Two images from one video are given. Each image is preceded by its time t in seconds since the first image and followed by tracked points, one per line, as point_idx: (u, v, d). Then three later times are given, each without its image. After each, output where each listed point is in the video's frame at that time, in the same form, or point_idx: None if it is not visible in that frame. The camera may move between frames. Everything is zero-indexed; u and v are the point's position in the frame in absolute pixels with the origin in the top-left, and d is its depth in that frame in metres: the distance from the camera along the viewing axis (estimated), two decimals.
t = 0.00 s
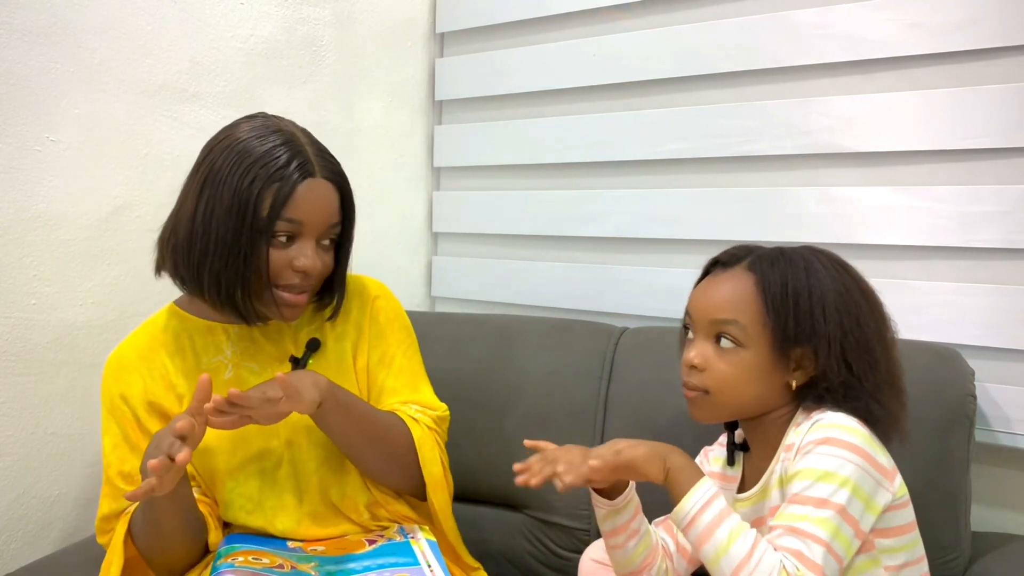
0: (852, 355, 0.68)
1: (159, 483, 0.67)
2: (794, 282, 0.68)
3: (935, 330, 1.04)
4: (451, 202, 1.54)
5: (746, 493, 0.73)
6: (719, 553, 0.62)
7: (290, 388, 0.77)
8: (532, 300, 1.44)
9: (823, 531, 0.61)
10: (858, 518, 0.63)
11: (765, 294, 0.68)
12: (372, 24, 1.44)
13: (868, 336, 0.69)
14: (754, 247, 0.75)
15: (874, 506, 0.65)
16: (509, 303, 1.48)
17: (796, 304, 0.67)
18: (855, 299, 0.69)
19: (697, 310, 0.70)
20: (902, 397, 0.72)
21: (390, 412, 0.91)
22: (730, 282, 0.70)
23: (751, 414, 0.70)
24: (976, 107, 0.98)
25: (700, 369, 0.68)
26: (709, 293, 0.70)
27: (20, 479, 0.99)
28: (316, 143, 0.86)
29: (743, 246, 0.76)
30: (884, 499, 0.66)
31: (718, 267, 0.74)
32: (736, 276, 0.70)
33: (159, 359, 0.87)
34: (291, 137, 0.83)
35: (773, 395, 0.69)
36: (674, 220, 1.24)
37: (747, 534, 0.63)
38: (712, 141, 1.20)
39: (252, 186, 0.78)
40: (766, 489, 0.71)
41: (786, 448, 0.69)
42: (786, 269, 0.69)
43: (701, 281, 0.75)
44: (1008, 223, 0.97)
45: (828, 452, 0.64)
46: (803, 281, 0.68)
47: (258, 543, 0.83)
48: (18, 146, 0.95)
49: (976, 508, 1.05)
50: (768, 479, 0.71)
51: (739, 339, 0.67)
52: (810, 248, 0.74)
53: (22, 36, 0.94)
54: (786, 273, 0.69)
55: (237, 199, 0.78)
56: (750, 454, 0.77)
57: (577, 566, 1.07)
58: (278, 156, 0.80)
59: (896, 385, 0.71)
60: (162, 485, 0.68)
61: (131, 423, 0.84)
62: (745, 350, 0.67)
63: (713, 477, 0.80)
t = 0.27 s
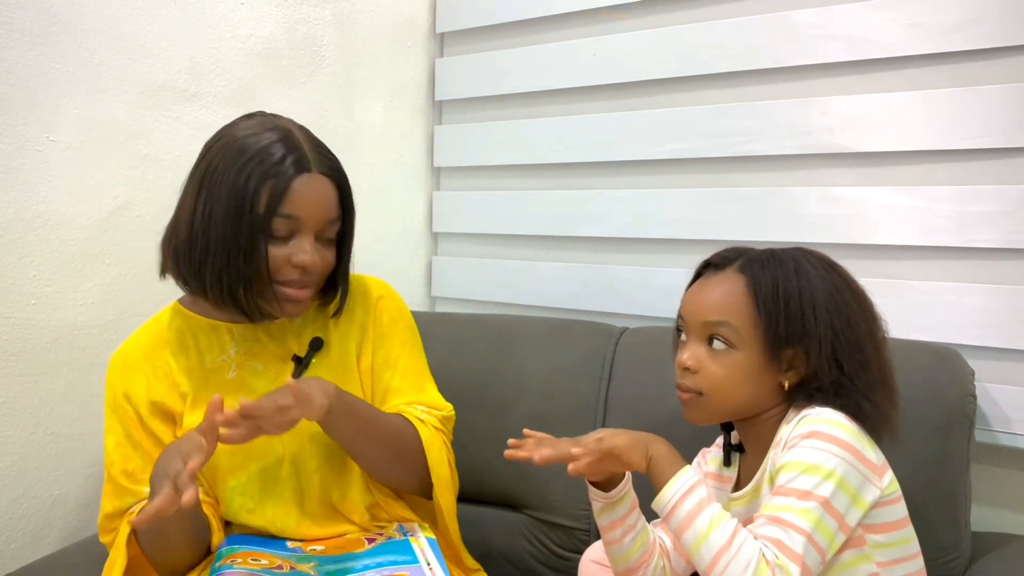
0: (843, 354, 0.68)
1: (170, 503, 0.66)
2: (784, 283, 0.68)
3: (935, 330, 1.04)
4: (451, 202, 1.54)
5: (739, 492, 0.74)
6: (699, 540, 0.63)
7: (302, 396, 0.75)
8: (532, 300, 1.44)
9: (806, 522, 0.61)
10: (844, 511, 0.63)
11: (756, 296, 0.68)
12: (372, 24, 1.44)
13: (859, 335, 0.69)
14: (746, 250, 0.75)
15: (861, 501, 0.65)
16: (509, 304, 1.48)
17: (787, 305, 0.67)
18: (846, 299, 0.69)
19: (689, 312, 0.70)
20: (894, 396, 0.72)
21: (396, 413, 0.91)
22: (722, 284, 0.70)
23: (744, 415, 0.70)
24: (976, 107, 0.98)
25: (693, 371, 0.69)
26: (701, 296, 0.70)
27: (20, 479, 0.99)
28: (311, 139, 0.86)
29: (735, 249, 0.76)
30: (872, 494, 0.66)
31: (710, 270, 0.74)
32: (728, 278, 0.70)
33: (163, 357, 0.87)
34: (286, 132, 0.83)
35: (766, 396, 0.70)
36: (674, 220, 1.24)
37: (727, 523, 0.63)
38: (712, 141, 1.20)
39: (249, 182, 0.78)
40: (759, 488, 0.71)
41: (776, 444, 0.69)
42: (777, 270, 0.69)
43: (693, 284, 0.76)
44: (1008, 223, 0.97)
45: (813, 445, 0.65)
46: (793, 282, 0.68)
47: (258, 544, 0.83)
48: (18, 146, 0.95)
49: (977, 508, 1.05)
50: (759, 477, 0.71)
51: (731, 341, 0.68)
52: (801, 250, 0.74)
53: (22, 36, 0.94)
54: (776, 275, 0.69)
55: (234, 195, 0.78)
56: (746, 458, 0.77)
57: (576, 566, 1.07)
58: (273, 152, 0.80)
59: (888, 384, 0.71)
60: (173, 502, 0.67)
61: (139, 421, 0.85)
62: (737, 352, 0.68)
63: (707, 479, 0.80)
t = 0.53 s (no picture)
0: (839, 354, 0.68)
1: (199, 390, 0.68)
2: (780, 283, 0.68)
3: (935, 330, 1.04)
4: (451, 202, 1.54)
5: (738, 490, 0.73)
6: (690, 536, 0.63)
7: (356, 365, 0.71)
8: (532, 300, 1.44)
9: (799, 517, 0.62)
10: (837, 507, 0.64)
11: (752, 296, 0.68)
12: (372, 24, 1.44)
13: (855, 336, 0.69)
14: (739, 250, 0.75)
15: (854, 499, 0.65)
16: (509, 303, 1.48)
17: (782, 304, 0.67)
18: (841, 299, 0.69)
19: (685, 313, 0.70)
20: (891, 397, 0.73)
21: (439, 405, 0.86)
22: (718, 285, 0.70)
23: (741, 416, 0.70)
24: (976, 107, 0.98)
25: (690, 372, 0.68)
26: (697, 296, 0.70)
27: (20, 479, 0.99)
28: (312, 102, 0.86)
29: (729, 250, 0.76)
30: (866, 491, 0.66)
31: (704, 270, 0.74)
32: (723, 278, 0.70)
33: (208, 321, 0.89)
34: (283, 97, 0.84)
35: (762, 396, 0.69)
36: (674, 220, 1.24)
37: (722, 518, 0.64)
38: (712, 141, 1.20)
39: (235, 145, 0.81)
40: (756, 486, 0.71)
41: (771, 440, 0.70)
42: (771, 270, 0.69)
43: (688, 284, 0.75)
44: (1007, 223, 0.97)
45: (807, 441, 0.65)
46: (789, 283, 0.69)
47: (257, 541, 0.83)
48: (18, 146, 0.95)
49: (976, 508, 1.05)
50: (755, 476, 0.72)
51: (728, 340, 0.68)
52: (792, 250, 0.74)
53: (22, 36, 0.95)
54: (772, 275, 0.69)
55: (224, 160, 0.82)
56: (744, 458, 0.77)
57: (576, 566, 1.07)
58: (260, 115, 0.82)
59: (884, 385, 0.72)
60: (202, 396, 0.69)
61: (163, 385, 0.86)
62: (734, 352, 0.67)
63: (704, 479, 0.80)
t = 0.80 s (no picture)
0: (856, 363, 0.69)
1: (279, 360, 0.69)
2: (806, 286, 0.68)
3: (935, 330, 1.04)
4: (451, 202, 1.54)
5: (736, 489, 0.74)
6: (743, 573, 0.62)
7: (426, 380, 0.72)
8: (532, 300, 1.44)
9: (832, 541, 0.62)
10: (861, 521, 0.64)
11: (774, 295, 0.68)
12: (373, 24, 1.44)
13: (872, 345, 0.70)
14: (766, 245, 0.75)
15: (873, 507, 0.65)
16: (510, 303, 1.48)
17: (806, 308, 0.68)
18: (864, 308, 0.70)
19: (703, 305, 0.70)
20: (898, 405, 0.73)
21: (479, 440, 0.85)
22: (738, 280, 0.70)
23: (744, 411, 0.71)
24: (976, 107, 0.98)
25: (700, 364, 0.69)
26: (715, 289, 0.70)
27: (20, 479, 0.99)
28: (367, 107, 0.85)
29: (755, 242, 0.76)
30: (880, 496, 0.66)
31: (728, 261, 0.74)
32: (745, 274, 0.70)
33: (281, 301, 0.90)
34: (338, 108, 0.85)
35: (768, 395, 0.70)
36: (674, 220, 1.24)
37: (769, 552, 0.63)
38: (712, 141, 1.20)
39: (294, 159, 0.83)
40: (754, 487, 0.72)
41: (780, 452, 0.70)
42: (798, 271, 0.69)
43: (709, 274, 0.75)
44: (1007, 223, 0.97)
45: (826, 460, 0.65)
46: (814, 286, 0.69)
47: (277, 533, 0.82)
48: (18, 146, 0.95)
49: (976, 508, 1.05)
50: (754, 477, 0.72)
51: (742, 338, 0.68)
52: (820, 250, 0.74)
53: (22, 36, 0.95)
54: (798, 276, 0.69)
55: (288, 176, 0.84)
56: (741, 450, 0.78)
57: (576, 566, 1.07)
58: (318, 126, 0.83)
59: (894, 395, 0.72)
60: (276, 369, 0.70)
61: (229, 356, 0.86)
62: (747, 350, 0.68)
63: (706, 476, 0.80)
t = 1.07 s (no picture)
0: (893, 372, 0.70)
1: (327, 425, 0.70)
2: (840, 297, 0.67)
3: (935, 330, 1.04)
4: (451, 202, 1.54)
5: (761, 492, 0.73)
6: None
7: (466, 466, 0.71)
8: (532, 300, 1.44)
9: (903, 561, 0.62)
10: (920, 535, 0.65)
11: (808, 309, 0.67)
12: (372, 24, 1.44)
13: (904, 351, 0.71)
14: (787, 246, 0.73)
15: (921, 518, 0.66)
16: (510, 303, 1.48)
17: (845, 321, 0.67)
18: (897, 315, 0.70)
19: (730, 320, 0.68)
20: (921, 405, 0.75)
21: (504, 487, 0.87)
22: (766, 292, 0.67)
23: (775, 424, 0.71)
24: (976, 107, 0.98)
25: (732, 381, 0.67)
26: (742, 303, 0.67)
27: (21, 478, 0.99)
28: (416, 125, 0.85)
29: (771, 245, 0.74)
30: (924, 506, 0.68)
31: (751, 267, 0.71)
32: (774, 285, 0.67)
33: (318, 305, 0.89)
34: (386, 125, 0.85)
35: (796, 407, 0.70)
36: (675, 220, 1.23)
37: None
38: (712, 141, 1.20)
39: (341, 175, 0.83)
40: (779, 493, 0.72)
41: (821, 464, 0.69)
42: (831, 280, 0.68)
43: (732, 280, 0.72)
44: (1008, 223, 0.97)
45: (881, 477, 0.65)
46: (850, 297, 0.68)
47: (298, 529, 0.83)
48: (18, 146, 0.95)
49: (976, 508, 1.05)
50: (784, 480, 0.72)
51: (776, 354, 0.66)
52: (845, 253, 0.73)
53: (22, 36, 0.95)
54: (831, 287, 0.67)
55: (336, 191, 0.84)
56: (758, 450, 0.77)
57: (577, 566, 1.07)
58: (368, 143, 0.83)
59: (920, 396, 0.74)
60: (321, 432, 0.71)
61: (263, 360, 0.85)
62: (783, 367, 0.66)
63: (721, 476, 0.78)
